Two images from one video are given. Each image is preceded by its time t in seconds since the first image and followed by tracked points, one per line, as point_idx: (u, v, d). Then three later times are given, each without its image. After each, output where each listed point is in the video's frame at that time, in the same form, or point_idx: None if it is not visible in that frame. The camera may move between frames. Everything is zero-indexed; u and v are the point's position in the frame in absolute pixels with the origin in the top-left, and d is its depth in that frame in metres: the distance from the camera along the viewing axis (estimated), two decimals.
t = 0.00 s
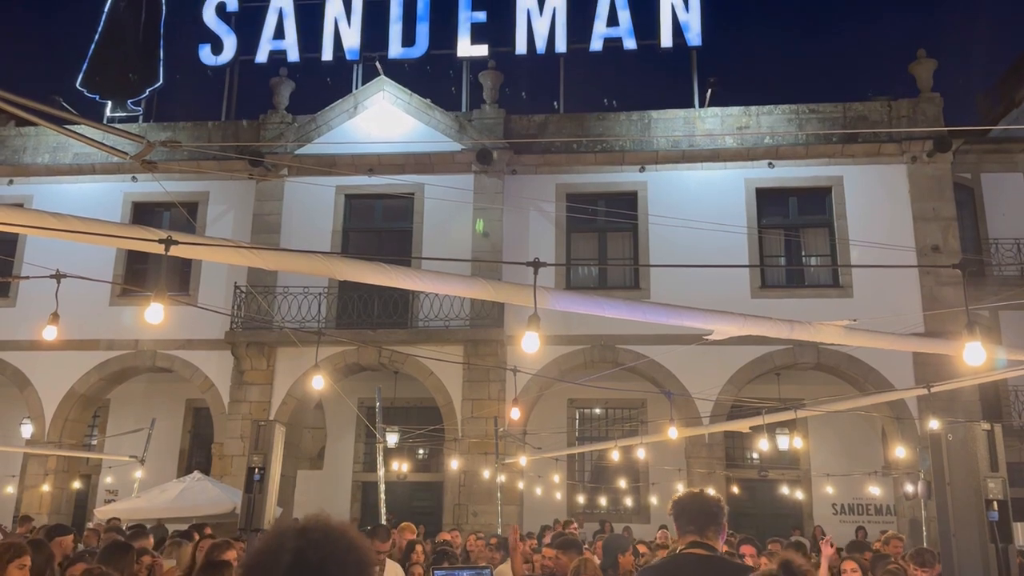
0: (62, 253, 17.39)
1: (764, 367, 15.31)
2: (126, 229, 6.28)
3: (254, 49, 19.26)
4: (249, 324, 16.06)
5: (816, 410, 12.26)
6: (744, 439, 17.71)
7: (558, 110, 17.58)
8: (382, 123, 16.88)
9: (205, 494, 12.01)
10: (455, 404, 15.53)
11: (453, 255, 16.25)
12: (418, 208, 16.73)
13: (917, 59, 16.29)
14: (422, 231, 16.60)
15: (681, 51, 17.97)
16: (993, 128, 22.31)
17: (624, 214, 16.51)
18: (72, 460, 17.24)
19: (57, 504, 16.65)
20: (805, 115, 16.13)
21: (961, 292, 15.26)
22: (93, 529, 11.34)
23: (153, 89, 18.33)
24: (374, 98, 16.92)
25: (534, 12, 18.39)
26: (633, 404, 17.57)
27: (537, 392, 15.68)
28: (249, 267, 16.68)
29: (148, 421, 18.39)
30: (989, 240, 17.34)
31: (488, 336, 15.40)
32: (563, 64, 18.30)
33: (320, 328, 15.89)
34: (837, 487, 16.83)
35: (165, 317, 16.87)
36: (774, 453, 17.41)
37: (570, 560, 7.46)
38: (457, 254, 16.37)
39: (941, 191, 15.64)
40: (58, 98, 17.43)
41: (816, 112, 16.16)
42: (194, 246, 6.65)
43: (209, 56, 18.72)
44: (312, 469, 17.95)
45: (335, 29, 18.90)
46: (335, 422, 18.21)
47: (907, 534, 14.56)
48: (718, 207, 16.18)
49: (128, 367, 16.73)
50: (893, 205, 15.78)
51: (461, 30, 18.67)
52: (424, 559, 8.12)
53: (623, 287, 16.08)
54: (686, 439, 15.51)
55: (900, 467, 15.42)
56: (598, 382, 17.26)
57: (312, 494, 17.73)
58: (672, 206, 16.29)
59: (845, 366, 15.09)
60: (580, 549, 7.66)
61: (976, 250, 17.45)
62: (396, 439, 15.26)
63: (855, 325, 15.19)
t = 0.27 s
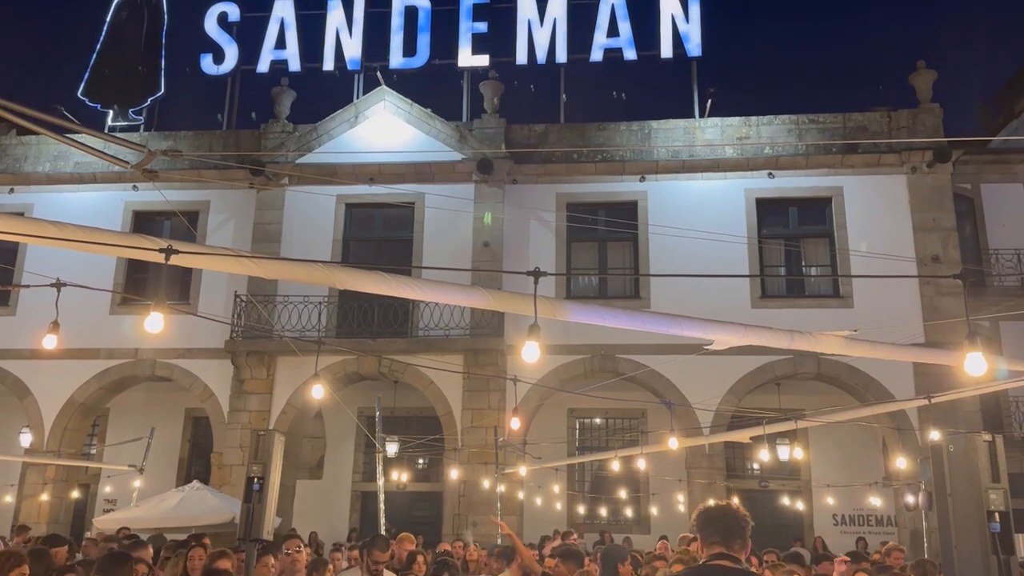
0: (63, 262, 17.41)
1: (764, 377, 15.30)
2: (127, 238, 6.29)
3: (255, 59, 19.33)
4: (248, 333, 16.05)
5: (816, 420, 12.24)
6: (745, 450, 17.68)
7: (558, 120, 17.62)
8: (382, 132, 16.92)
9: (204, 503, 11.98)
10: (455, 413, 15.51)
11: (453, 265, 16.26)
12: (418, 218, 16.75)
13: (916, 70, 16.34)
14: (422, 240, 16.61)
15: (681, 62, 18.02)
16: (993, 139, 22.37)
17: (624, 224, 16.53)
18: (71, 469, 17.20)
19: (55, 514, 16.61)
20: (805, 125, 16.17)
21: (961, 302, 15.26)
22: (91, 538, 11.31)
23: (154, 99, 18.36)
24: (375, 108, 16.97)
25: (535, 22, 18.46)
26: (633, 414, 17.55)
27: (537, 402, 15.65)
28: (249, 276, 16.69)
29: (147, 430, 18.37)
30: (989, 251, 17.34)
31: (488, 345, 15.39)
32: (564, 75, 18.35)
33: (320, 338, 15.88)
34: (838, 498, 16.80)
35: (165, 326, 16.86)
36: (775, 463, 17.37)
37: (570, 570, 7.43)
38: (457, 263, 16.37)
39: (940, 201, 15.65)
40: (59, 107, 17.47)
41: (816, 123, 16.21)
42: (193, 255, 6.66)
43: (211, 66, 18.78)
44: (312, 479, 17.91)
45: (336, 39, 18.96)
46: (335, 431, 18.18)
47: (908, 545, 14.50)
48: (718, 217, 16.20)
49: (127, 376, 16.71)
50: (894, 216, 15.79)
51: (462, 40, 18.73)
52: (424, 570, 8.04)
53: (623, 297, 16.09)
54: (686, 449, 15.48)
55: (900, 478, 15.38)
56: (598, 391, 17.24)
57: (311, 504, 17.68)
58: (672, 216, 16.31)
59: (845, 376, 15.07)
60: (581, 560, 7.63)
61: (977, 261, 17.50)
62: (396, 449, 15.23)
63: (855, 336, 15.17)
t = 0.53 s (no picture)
0: (61, 270, 17.39)
1: (762, 386, 15.28)
2: (126, 246, 6.30)
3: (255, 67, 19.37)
4: (247, 341, 16.03)
5: (815, 430, 12.22)
6: (744, 459, 17.66)
7: (557, 129, 17.66)
8: (382, 141, 16.96)
9: (201, 512, 11.95)
10: (453, 422, 15.49)
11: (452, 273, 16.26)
12: (417, 226, 16.75)
13: (915, 80, 16.39)
14: (421, 248, 16.63)
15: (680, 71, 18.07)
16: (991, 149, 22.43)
17: (623, 232, 16.54)
18: (68, 477, 17.16)
19: (52, 522, 16.56)
20: (804, 135, 16.23)
21: (960, 312, 15.26)
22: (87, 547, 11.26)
23: (153, 107, 18.39)
24: (375, 116, 17.00)
25: (534, 31, 18.52)
26: (632, 423, 17.52)
27: (536, 411, 15.63)
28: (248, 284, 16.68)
29: (145, 438, 18.32)
30: (988, 260, 17.35)
31: (487, 354, 15.38)
32: (563, 84, 18.40)
33: (318, 345, 15.86)
34: (836, 508, 16.77)
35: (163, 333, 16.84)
36: (773, 473, 17.35)
37: None
38: (456, 271, 16.37)
39: (939, 211, 15.68)
40: (59, 115, 17.50)
41: (814, 133, 16.26)
42: (193, 262, 6.67)
43: (211, 74, 18.82)
44: (309, 487, 17.87)
45: (336, 48, 19.01)
46: (333, 439, 18.14)
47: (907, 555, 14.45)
48: (717, 226, 16.22)
49: (125, 383, 16.68)
50: (892, 225, 15.82)
51: (462, 49, 18.78)
52: None
53: (622, 305, 16.09)
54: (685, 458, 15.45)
55: (899, 488, 15.34)
56: (596, 400, 17.22)
57: (309, 512, 17.62)
58: (671, 225, 16.32)
59: (844, 386, 15.07)
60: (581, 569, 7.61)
61: (974, 270, 17.47)
62: (394, 457, 15.19)
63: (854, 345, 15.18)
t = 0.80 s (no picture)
0: (57, 276, 17.36)
1: (758, 396, 15.30)
2: (123, 254, 6.30)
3: (252, 75, 19.41)
4: (242, 349, 16.01)
5: (810, 440, 12.22)
6: (739, 469, 17.66)
7: (554, 138, 17.70)
8: (379, 149, 16.99)
9: (195, 520, 11.91)
10: (449, 430, 15.48)
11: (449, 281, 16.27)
12: (414, 234, 16.76)
13: (909, 92, 16.48)
14: (417, 256, 16.61)
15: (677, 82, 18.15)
16: (985, 160, 22.56)
17: (620, 241, 16.57)
18: (62, 484, 17.09)
19: (45, 530, 16.48)
20: (799, 145, 16.29)
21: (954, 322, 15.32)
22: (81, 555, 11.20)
23: (150, 114, 18.40)
24: (371, 124, 17.03)
25: (531, 41, 18.59)
26: (628, 432, 17.51)
27: (531, 420, 15.62)
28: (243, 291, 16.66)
29: (139, 445, 18.26)
30: (982, 271, 17.39)
31: (483, 362, 15.37)
32: (559, 93, 18.46)
33: (313, 353, 15.84)
34: (831, 518, 16.76)
35: (159, 341, 16.80)
36: (769, 483, 17.35)
37: None
38: (452, 280, 16.37)
39: (934, 222, 15.73)
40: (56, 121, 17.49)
41: (810, 143, 16.31)
42: (189, 270, 6.67)
43: (208, 81, 18.84)
44: (304, 496, 17.81)
45: (333, 56, 19.05)
46: (327, 448, 18.10)
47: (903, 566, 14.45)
48: (712, 235, 16.26)
49: (119, 390, 16.63)
50: (887, 236, 15.87)
51: (459, 59, 18.84)
52: None
53: (618, 314, 16.10)
54: (680, 468, 15.45)
55: (894, 498, 15.35)
56: (592, 409, 17.21)
57: (303, 521, 17.56)
58: (667, 235, 16.35)
59: (839, 396, 15.09)
60: None
61: (970, 281, 17.44)
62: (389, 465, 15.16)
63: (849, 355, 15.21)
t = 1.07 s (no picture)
0: (47, 281, 17.28)
1: (749, 405, 15.32)
2: (114, 260, 6.29)
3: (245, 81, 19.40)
4: (233, 355, 15.96)
5: (800, 450, 12.24)
6: (730, 478, 17.69)
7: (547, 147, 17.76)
8: (372, 156, 17.01)
9: (184, 527, 11.85)
10: (440, 438, 15.45)
11: (441, 289, 16.27)
12: (406, 241, 16.74)
13: (900, 103, 16.59)
14: (409, 264, 16.60)
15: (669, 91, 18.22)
16: (974, 172, 22.73)
17: (612, 250, 16.60)
18: (50, 491, 16.98)
19: (32, 536, 16.36)
20: (791, 156, 16.39)
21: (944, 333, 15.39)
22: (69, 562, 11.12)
23: (143, 119, 18.36)
24: (365, 132, 17.05)
25: (524, 50, 18.65)
26: (619, 441, 17.50)
27: (523, 428, 15.60)
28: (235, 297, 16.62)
29: (128, 451, 18.16)
30: (972, 281, 17.48)
31: (474, 370, 15.36)
32: (552, 102, 18.51)
33: (304, 360, 15.79)
34: (821, 527, 16.78)
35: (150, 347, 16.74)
36: (759, 492, 17.37)
37: None
38: (444, 287, 16.36)
39: (924, 233, 15.81)
40: (47, 126, 17.43)
41: (801, 153, 16.41)
42: (180, 277, 6.66)
43: (201, 87, 18.82)
44: (294, 503, 17.73)
45: (327, 63, 19.07)
46: (317, 455, 18.03)
47: None
48: (704, 244, 16.30)
49: (108, 396, 16.55)
50: (877, 247, 15.94)
51: (453, 67, 18.88)
52: None
53: (610, 322, 16.12)
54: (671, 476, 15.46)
55: (884, 508, 15.39)
56: (583, 417, 17.20)
57: (292, 529, 17.48)
58: (659, 244, 16.39)
59: (830, 405, 15.13)
60: None
61: (959, 291, 17.58)
62: (379, 473, 15.10)
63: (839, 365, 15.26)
